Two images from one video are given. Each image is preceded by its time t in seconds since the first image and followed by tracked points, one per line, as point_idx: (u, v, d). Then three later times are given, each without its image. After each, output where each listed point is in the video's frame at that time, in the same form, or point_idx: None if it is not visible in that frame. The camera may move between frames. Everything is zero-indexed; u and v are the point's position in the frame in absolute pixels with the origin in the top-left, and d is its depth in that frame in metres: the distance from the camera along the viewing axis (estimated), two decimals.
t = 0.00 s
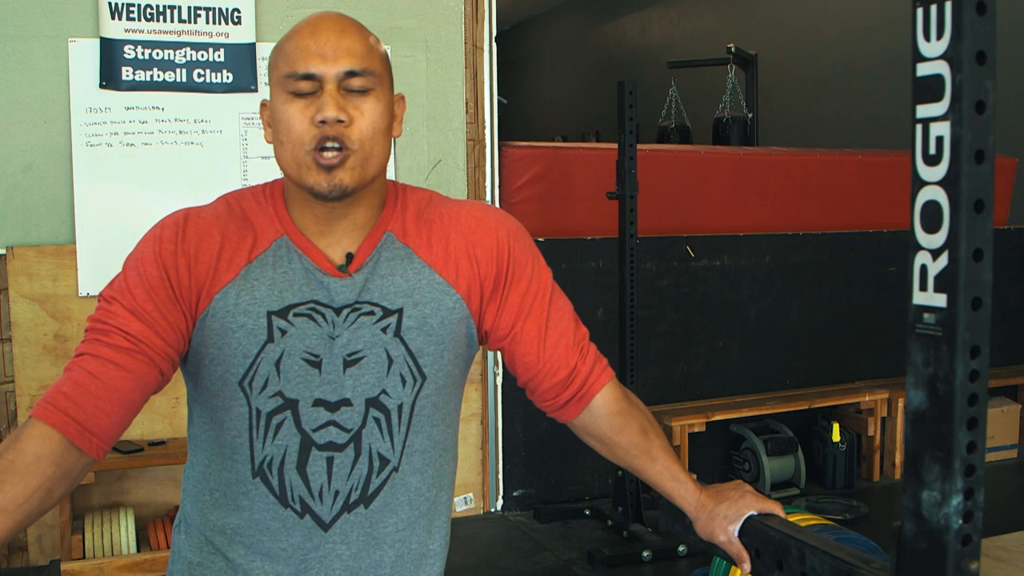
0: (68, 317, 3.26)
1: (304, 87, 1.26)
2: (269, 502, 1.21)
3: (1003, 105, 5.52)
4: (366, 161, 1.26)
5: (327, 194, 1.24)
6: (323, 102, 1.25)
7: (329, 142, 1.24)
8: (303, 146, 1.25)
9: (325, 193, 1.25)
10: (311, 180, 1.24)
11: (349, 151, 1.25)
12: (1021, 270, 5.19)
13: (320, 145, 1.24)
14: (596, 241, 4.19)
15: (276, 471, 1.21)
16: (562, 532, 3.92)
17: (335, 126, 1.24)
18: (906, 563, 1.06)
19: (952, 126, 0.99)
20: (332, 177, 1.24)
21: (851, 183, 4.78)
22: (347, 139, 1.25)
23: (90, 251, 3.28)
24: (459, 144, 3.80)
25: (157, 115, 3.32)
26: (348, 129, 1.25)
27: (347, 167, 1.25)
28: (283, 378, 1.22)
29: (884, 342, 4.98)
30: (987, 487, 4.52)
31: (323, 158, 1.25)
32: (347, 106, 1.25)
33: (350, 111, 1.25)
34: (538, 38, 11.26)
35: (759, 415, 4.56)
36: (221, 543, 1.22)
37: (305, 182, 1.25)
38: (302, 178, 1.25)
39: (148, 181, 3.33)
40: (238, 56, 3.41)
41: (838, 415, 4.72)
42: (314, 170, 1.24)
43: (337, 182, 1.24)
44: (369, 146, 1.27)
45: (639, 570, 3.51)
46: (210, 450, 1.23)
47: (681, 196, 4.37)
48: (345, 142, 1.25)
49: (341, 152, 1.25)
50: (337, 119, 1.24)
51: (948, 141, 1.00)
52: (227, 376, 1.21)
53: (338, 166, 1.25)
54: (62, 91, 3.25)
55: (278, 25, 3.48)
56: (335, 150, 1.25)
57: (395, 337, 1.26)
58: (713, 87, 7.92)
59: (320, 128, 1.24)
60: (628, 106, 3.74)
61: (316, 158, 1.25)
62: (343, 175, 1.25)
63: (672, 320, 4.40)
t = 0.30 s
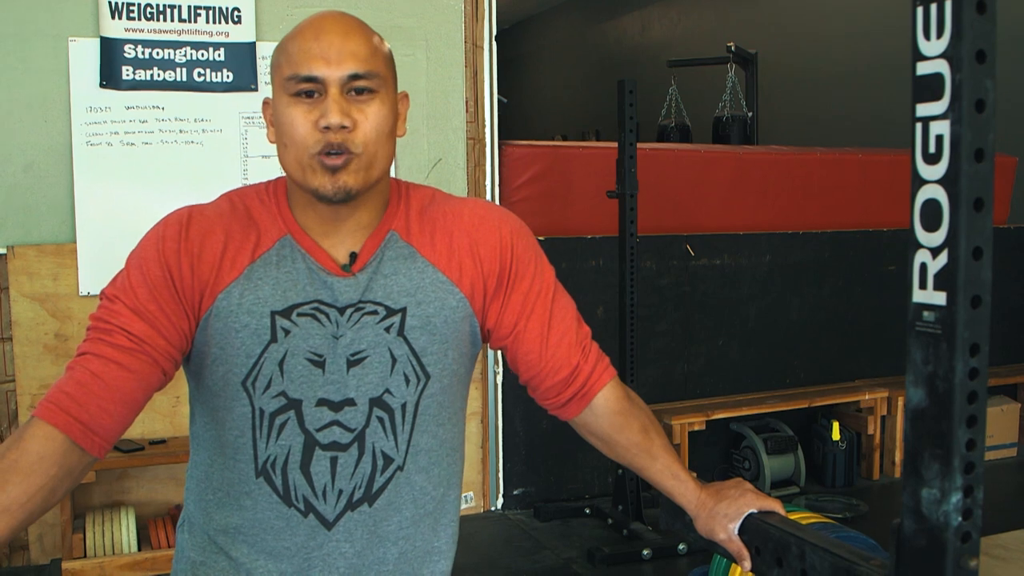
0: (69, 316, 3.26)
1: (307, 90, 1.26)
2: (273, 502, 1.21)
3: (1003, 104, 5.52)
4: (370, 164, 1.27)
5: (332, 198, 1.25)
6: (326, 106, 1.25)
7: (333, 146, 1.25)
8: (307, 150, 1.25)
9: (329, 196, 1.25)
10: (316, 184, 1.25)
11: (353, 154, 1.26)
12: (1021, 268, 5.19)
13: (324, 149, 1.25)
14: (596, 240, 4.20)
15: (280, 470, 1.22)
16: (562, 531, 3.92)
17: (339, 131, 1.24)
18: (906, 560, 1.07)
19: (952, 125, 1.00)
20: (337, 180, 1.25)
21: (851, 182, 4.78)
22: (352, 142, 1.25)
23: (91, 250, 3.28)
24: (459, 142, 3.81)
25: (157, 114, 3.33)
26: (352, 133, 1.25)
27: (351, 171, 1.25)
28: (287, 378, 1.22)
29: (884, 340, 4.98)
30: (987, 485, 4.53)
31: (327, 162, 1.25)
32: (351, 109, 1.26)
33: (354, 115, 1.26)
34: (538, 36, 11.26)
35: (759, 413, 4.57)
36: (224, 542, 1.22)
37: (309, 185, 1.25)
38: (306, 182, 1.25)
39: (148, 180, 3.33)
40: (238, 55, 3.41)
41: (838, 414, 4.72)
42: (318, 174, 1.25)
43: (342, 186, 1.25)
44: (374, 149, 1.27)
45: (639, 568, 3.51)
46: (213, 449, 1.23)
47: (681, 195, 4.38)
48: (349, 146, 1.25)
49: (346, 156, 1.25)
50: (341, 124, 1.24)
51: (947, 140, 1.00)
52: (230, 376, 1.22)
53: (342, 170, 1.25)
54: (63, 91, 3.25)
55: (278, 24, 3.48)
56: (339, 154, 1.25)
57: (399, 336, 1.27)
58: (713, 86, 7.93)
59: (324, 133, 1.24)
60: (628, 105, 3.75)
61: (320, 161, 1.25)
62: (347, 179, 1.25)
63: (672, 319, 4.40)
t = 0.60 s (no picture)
0: (70, 315, 3.27)
1: (312, 93, 1.26)
2: (278, 502, 1.22)
3: (1003, 103, 5.52)
4: (376, 167, 1.27)
5: (337, 200, 1.26)
6: (331, 110, 1.25)
7: (339, 150, 1.25)
8: (312, 153, 1.26)
9: (335, 199, 1.26)
10: (321, 187, 1.25)
11: (359, 158, 1.26)
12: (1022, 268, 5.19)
13: (330, 152, 1.25)
14: (596, 239, 4.20)
15: (285, 470, 1.22)
16: (562, 530, 3.92)
17: (345, 134, 1.25)
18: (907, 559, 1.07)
19: (953, 125, 1.00)
20: (342, 183, 1.25)
21: (851, 181, 4.79)
22: (358, 146, 1.26)
23: (92, 249, 3.29)
24: (460, 141, 3.81)
25: (159, 113, 3.33)
26: (358, 137, 1.26)
27: (356, 174, 1.26)
28: (291, 377, 1.23)
29: (884, 340, 4.98)
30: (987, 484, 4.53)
31: (333, 165, 1.25)
32: (356, 113, 1.26)
33: (359, 118, 1.26)
34: (539, 35, 11.26)
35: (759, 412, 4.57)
36: (229, 542, 1.23)
37: (314, 188, 1.26)
38: (311, 184, 1.26)
39: (149, 179, 3.33)
40: (239, 54, 3.41)
41: (839, 413, 4.72)
42: (324, 177, 1.25)
43: (347, 189, 1.25)
44: (379, 152, 1.27)
45: (640, 567, 3.51)
46: (217, 448, 1.24)
47: (682, 194, 4.38)
48: (355, 150, 1.26)
49: (351, 160, 1.26)
50: (346, 128, 1.25)
51: (949, 140, 1.01)
52: (234, 376, 1.22)
53: (347, 172, 1.25)
54: (64, 89, 3.26)
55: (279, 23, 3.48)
56: (345, 157, 1.26)
57: (404, 335, 1.27)
58: (713, 85, 7.93)
59: (329, 136, 1.25)
60: (629, 105, 3.75)
61: (326, 164, 1.25)
62: (353, 181, 1.25)
63: (673, 318, 4.41)
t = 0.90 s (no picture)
0: (72, 313, 3.27)
1: (312, 90, 1.27)
2: (280, 500, 1.22)
3: (1004, 102, 5.52)
4: (376, 162, 1.27)
5: (337, 196, 1.26)
6: (332, 106, 1.25)
7: (339, 145, 1.26)
8: (312, 149, 1.26)
9: (335, 195, 1.26)
10: (321, 182, 1.25)
11: (360, 153, 1.27)
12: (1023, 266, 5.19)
13: (330, 148, 1.25)
14: (598, 237, 4.20)
15: (287, 469, 1.22)
16: (563, 528, 3.93)
17: (345, 130, 1.25)
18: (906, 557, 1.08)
19: (953, 124, 1.00)
20: (342, 179, 1.25)
21: (853, 180, 4.79)
22: (358, 141, 1.26)
23: (94, 247, 3.29)
24: (462, 139, 3.81)
25: (160, 111, 3.34)
26: (358, 132, 1.26)
27: (357, 170, 1.26)
28: (294, 376, 1.23)
29: (885, 338, 4.98)
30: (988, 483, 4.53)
31: (333, 160, 1.26)
32: (356, 108, 1.27)
33: (360, 114, 1.26)
34: (540, 34, 11.27)
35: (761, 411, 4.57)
36: (232, 540, 1.23)
37: (314, 185, 1.26)
38: (311, 180, 1.26)
39: (151, 177, 3.34)
40: (241, 52, 3.41)
41: (840, 411, 4.73)
42: (323, 173, 1.25)
43: (347, 184, 1.26)
44: (379, 148, 1.28)
45: (641, 566, 3.52)
46: (219, 447, 1.24)
47: (683, 193, 4.38)
48: (355, 145, 1.26)
49: (352, 155, 1.26)
50: (346, 123, 1.25)
51: (949, 139, 1.01)
52: (236, 375, 1.22)
53: (347, 168, 1.26)
54: (66, 88, 3.26)
55: (280, 21, 3.48)
56: (345, 153, 1.26)
57: (406, 333, 1.28)
58: (715, 83, 7.93)
59: (329, 132, 1.25)
60: (631, 103, 3.75)
61: (326, 160, 1.26)
62: (352, 177, 1.26)
63: (674, 316, 4.41)
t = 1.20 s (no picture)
0: (75, 310, 3.28)
1: (323, 86, 1.27)
2: (287, 497, 1.22)
3: (1007, 101, 5.52)
4: (386, 159, 1.28)
5: (347, 193, 1.26)
6: (342, 102, 1.26)
7: (349, 142, 1.26)
8: (322, 145, 1.26)
9: (344, 192, 1.26)
10: (331, 180, 1.26)
11: (369, 150, 1.27)
12: None
13: (339, 144, 1.26)
14: (600, 236, 4.20)
15: (295, 467, 1.22)
16: (565, 526, 3.93)
17: (355, 126, 1.25)
18: (907, 555, 1.08)
19: (955, 122, 1.00)
20: (351, 176, 1.26)
21: (855, 178, 4.78)
22: (368, 138, 1.26)
23: (96, 244, 3.30)
24: (464, 138, 3.81)
25: (163, 109, 3.34)
26: (369, 129, 1.26)
27: (366, 167, 1.26)
28: (301, 376, 1.23)
29: (887, 337, 4.98)
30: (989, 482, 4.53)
31: (342, 158, 1.26)
32: (367, 105, 1.27)
33: (370, 111, 1.26)
34: (542, 32, 11.26)
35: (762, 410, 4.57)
36: (237, 536, 1.23)
37: (323, 181, 1.26)
38: (321, 177, 1.26)
39: (153, 174, 3.34)
40: (244, 50, 3.41)
41: (841, 410, 4.73)
42: (333, 171, 1.26)
43: (357, 181, 1.26)
44: (390, 145, 1.28)
45: (642, 564, 3.52)
46: (223, 446, 1.24)
47: (685, 191, 4.38)
48: (364, 142, 1.26)
49: (361, 151, 1.26)
50: (356, 119, 1.25)
51: (951, 137, 1.01)
52: (243, 374, 1.22)
53: (357, 166, 1.26)
54: (69, 85, 3.27)
55: (283, 18, 3.48)
56: (355, 149, 1.26)
57: (415, 331, 1.29)
58: (717, 82, 7.93)
59: (339, 128, 1.25)
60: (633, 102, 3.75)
61: (335, 157, 1.26)
62: (361, 174, 1.26)
63: (675, 315, 4.41)
